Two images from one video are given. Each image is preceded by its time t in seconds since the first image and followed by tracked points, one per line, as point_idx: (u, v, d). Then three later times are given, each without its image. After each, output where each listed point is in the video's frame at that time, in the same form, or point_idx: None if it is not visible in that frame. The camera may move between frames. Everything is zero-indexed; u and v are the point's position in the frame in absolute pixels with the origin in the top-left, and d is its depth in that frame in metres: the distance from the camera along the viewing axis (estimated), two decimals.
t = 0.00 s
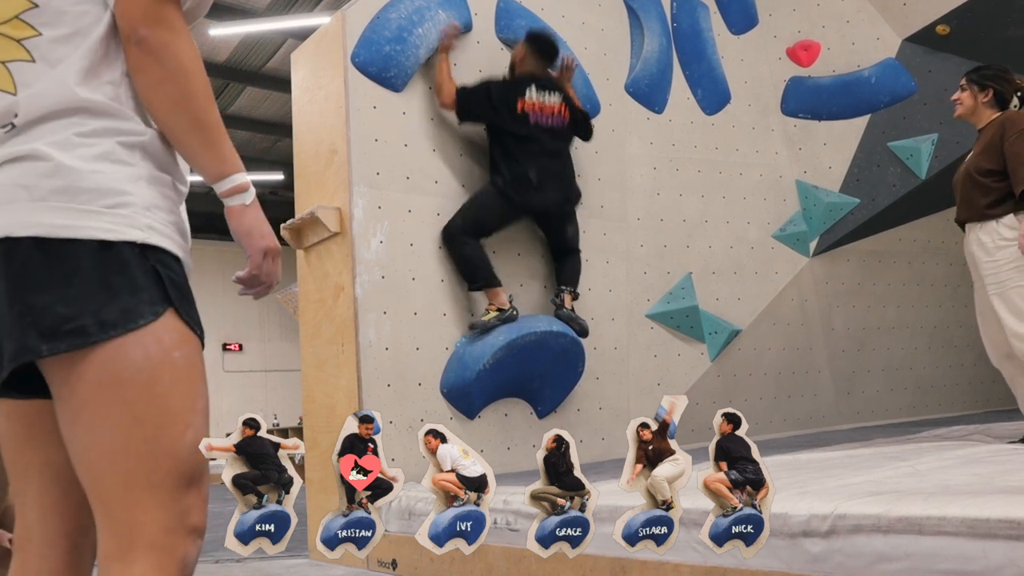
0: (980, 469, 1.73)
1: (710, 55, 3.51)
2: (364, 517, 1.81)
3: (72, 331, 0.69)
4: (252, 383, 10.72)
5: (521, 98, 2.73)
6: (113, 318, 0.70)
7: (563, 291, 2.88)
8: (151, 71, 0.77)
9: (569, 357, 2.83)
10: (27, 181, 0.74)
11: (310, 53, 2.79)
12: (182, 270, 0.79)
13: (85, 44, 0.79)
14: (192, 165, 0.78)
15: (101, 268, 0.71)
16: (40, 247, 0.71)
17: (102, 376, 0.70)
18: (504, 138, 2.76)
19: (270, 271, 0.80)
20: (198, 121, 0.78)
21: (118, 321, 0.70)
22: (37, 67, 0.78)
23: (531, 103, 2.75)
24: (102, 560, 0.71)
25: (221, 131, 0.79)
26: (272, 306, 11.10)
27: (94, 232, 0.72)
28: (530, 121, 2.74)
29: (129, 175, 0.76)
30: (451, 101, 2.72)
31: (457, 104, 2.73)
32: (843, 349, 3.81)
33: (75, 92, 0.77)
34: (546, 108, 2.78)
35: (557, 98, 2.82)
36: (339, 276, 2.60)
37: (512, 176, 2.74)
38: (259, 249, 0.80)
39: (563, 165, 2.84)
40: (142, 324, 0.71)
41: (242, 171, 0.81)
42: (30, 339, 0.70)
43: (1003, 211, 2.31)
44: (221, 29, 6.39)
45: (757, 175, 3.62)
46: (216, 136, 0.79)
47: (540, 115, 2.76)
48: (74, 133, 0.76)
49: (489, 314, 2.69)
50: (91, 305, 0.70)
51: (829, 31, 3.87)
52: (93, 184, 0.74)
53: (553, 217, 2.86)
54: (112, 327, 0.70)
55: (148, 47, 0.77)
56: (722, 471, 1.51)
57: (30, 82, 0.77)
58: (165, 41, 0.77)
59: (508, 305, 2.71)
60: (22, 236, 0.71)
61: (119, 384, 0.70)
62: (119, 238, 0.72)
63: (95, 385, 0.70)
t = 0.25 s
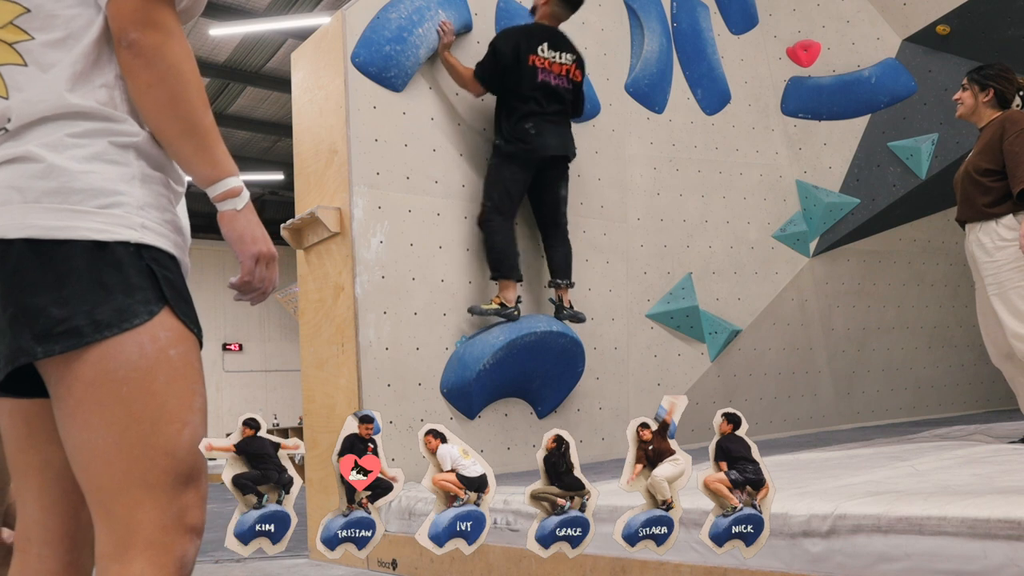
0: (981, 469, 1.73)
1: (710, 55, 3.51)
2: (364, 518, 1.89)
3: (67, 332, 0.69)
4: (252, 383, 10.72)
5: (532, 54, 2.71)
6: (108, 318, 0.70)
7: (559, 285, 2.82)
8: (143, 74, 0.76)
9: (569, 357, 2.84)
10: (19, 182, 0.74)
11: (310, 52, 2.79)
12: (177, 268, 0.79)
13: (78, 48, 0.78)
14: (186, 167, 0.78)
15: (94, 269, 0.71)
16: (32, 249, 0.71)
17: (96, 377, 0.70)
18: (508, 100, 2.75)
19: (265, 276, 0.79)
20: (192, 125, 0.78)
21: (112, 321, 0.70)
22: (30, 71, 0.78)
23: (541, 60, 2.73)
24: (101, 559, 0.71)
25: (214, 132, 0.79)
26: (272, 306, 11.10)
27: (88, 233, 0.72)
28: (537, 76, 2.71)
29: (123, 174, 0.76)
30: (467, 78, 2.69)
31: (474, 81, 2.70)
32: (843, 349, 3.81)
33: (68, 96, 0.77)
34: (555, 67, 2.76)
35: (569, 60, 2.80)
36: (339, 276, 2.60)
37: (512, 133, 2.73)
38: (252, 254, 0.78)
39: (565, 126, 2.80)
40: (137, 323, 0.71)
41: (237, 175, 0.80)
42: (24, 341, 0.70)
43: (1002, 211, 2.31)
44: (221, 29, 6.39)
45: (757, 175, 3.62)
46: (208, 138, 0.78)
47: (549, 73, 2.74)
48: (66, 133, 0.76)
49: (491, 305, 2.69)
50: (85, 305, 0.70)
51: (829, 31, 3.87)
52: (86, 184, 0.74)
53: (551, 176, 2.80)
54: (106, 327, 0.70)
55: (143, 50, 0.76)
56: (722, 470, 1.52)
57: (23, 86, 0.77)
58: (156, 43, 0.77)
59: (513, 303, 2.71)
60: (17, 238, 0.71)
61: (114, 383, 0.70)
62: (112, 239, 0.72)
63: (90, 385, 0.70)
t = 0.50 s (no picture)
0: (980, 469, 1.73)
1: (710, 55, 3.51)
2: (365, 518, 1.90)
3: (64, 327, 0.68)
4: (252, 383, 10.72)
5: (539, 48, 2.71)
6: (107, 314, 0.68)
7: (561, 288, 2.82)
8: (146, 75, 0.75)
9: (569, 357, 2.84)
10: (19, 176, 0.73)
11: (310, 52, 2.79)
12: (181, 264, 0.77)
13: (79, 47, 0.77)
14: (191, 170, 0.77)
15: (94, 263, 0.69)
16: (32, 243, 0.70)
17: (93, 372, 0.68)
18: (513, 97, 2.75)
19: (275, 278, 0.78)
20: (195, 125, 0.76)
21: (111, 316, 0.69)
22: (29, 70, 0.77)
23: (549, 53, 2.72)
24: (85, 560, 0.69)
25: (219, 134, 0.77)
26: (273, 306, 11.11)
27: (88, 227, 0.70)
28: (541, 70, 2.70)
29: (125, 168, 0.75)
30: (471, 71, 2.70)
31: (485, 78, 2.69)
32: (843, 349, 3.81)
33: (71, 94, 0.76)
34: (566, 62, 2.76)
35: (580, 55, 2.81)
36: (339, 276, 2.60)
37: (514, 133, 2.74)
38: (258, 257, 0.77)
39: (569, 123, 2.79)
40: (136, 319, 0.69)
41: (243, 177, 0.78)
42: (22, 336, 0.68)
43: (1001, 212, 2.31)
44: (221, 29, 6.39)
45: (757, 175, 3.62)
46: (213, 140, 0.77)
47: (556, 67, 2.74)
48: (67, 128, 0.75)
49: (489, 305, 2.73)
50: (84, 301, 0.68)
51: (829, 31, 3.87)
52: (87, 178, 0.73)
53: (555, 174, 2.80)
54: (104, 322, 0.68)
55: (148, 50, 0.76)
56: (722, 471, 1.58)
57: (23, 85, 0.76)
58: (158, 43, 0.76)
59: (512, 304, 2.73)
60: (16, 232, 0.70)
61: (110, 380, 0.68)
62: (112, 232, 0.71)
63: (86, 380, 0.68)
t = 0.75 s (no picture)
0: (981, 469, 1.73)
1: (710, 55, 3.51)
2: (363, 518, 1.91)
3: (71, 324, 0.67)
4: (252, 384, 10.73)
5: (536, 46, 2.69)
6: (113, 311, 0.67)
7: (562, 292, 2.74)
8: (146, 71, 0.73)
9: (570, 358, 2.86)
10: (31, 173, 0.73)
11: (310, 53, 2.79)
12: (192, 261, 0.76)
13: (82, 44, 0.76)
14: (196, 164, 0.75)
15: (100, 260, 0.69)
16: (40, 238, 0.69)
17: (96, 369, 0.67)
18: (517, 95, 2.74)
19: (287, 274, 0.76)
20: (199, 120, 0.74)
21: (118, 314, 0.68)
22: (31, 68, 0.76)
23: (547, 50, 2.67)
24: (71, 558, 0.67)
25: (224, 128, 0.75)
26: (273, 306, 11.11)
27: (95, 223, 0.70)
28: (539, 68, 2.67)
29: (134, 164, 0.74)
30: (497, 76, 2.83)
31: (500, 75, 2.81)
32: (843, 349, 3.81)
33: (77, 91, 0.75)
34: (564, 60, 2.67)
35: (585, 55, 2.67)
36: (339, 276, 2.60)
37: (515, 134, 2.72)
38: (268, 254, 0.76)
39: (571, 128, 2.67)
40: (143, 318, 0.68)
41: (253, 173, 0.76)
42: (28, 331, 0.67)
43: (1001, 212, 2.32)
44: (221, 29, 6.39)
45: (757, 174, 3.62)
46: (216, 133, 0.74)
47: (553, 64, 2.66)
48: (77, 123, 0.74)
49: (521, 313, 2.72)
50: (90, 298, 0.67)
51: (829, 31, 3.87)
52: (95, 174, 0.72)
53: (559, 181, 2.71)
54: (111, 321, 0.67)
55: (150, 41, 0.73)
56: (722, 470, 1.60)
57: (27, 85, 0.75)
58: (157, 37, 0.73)
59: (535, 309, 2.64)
60: (25, 228, 0.70)
61: (114, 378, 0.67)
62: (120, 229, 0.70)
63: (89, 376, 0.67)
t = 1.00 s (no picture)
0: (981, 469, 1.73)
1: (710, 55, 3.51)
2: (365, 518, 1.90)
3: (73, 322, 0.63)
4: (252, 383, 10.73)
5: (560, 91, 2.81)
6: (116, 309, 0.64)
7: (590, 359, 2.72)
8: (137, 61, 0.68)
9: (569, 359, 2.87)
10: (35, 169, 0.69)
11: (310, 52, 2.79)
12: (196, 259, 0.72)
13: (85, 42, 0.71)
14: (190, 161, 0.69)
15: (103, 257, 0.65)
16: (44, 234, 0.66)
17: (98, 369, 0.63)
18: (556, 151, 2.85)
19: (281, 270, 0.70)
20: (192, 112, 0.68)
21: (120, 312, 0.64)
22: (36, 68, 0.72)
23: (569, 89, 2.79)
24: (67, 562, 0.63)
25: (218, 121, 0.70)
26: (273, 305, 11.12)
27: (99, 220, 0.66)
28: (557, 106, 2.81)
29: (137, 162, 0.70)
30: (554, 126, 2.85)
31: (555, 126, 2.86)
32: (843, 349, 3.81)
33: (81, 89, 0.71)
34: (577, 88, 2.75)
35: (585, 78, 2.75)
36: (339, 276, 2.60)
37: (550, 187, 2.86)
38: (258, 249, 0.69)
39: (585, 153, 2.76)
40: (145, 316, 0.64)
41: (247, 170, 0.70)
42: (29, 328, 0.64)
43: (1001, 213, 2.31)
44: (221, 29, 6.39)
45: (757, 175, 3.62)
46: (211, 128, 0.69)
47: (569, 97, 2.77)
48: (83, 119, 0.70)
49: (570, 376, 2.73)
50: (93, 296, 0.64)
51: (828, 31, 3.88)
52: (99, 170, 0.69)
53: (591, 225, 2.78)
54: (113, 318, 0.63)
55: (142, 32, 0.68)
56: (722, 471, 1.59)
57: (32, 86, 0.72)
58: (150, 27, 0.68)
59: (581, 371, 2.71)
60: (28, 224, 0.66)
61: (116, 376, 0.63)
62: (126, 227, 0.66)
63: (91, 374, 0.63)
